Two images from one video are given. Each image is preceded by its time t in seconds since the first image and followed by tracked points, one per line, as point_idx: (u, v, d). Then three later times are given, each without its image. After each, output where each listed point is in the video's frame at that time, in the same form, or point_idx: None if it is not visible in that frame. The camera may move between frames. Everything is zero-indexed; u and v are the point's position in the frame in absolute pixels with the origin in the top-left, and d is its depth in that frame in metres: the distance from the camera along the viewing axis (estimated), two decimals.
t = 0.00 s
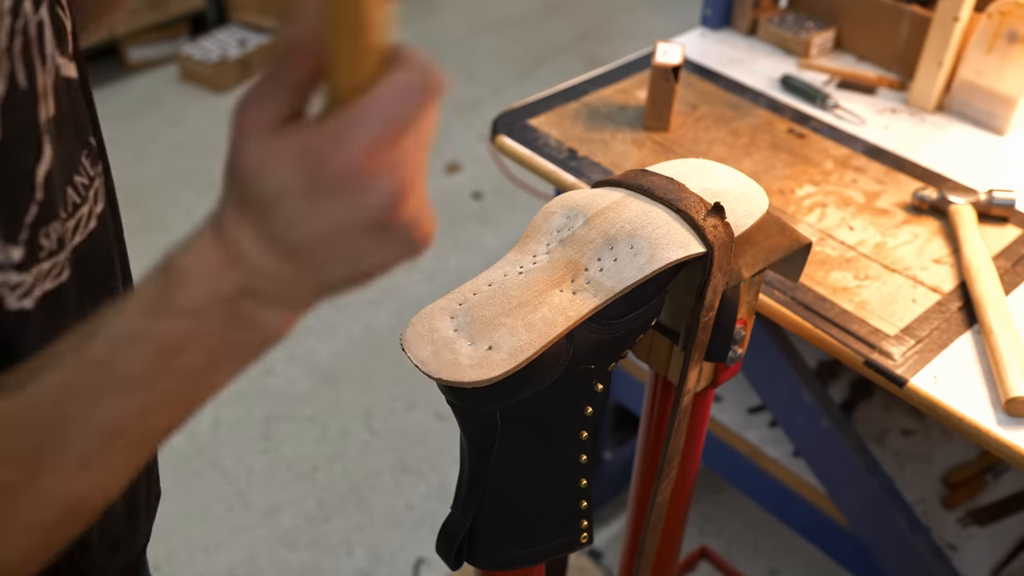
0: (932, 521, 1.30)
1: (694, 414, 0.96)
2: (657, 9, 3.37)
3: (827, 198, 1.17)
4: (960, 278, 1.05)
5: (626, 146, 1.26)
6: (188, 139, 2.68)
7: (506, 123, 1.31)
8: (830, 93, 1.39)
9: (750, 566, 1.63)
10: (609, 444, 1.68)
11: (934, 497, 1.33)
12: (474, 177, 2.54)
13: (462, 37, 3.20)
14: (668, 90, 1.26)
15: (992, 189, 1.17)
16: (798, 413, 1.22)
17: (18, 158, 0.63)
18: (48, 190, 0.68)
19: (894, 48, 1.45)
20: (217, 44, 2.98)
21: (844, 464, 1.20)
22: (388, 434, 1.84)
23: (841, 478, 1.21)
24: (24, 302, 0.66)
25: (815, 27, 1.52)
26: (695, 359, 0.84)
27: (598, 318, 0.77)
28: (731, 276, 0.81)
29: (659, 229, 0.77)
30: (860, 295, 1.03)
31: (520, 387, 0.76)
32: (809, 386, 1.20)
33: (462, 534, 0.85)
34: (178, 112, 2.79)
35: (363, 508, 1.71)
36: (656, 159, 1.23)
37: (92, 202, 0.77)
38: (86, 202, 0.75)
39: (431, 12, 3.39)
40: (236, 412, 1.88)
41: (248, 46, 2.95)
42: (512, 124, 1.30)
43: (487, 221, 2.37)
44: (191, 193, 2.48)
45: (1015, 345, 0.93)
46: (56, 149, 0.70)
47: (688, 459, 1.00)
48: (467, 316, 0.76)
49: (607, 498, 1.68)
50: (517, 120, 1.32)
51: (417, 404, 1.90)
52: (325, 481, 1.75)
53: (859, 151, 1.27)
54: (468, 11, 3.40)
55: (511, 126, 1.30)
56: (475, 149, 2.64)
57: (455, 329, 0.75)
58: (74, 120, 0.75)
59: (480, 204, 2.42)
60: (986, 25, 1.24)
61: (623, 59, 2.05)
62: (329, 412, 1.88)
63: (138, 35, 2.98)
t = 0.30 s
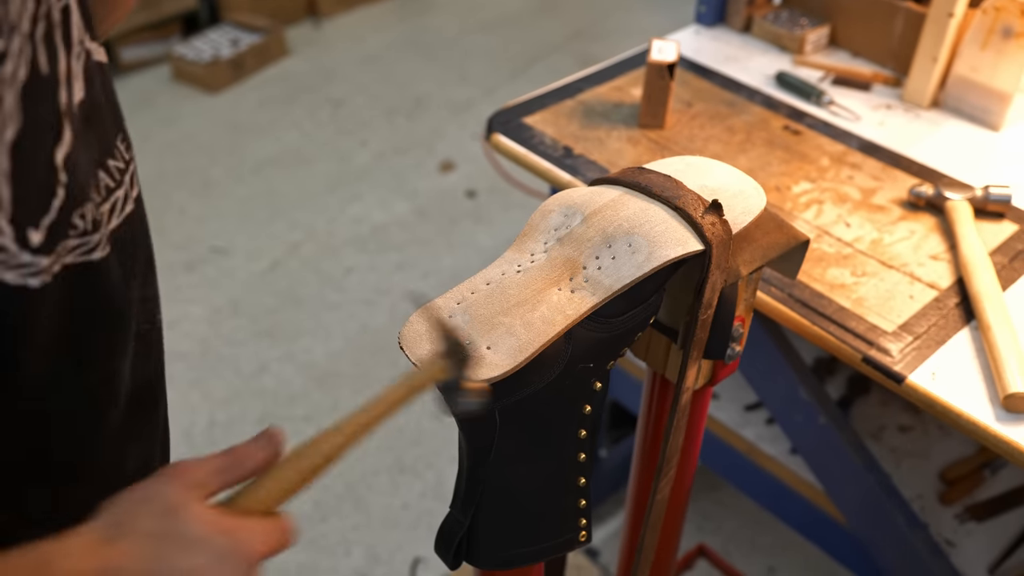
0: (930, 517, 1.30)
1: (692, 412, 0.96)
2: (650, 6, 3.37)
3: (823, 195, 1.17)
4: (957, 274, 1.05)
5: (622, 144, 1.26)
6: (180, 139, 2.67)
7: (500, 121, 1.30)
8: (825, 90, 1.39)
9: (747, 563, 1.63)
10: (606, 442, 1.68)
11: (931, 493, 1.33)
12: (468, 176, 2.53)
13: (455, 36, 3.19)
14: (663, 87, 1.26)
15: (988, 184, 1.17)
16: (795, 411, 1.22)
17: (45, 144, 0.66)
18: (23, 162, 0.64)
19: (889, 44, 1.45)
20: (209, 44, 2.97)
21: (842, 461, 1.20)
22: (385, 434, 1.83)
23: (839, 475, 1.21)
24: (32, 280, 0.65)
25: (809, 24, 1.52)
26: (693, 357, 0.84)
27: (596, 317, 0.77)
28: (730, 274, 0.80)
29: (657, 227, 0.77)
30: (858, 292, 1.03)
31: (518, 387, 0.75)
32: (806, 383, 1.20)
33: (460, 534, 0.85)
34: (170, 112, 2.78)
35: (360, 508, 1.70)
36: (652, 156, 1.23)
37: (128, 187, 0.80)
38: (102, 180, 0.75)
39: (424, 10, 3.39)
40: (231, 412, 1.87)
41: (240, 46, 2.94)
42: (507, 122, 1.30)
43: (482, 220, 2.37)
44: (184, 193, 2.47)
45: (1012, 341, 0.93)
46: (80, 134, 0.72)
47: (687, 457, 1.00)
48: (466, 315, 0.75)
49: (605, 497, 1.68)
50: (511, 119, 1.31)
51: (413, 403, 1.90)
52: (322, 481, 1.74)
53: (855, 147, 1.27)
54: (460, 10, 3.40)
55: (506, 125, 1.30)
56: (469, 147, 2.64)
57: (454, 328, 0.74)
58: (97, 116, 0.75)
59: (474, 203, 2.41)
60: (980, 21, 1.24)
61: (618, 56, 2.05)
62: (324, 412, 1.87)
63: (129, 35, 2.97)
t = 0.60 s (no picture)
0: (930, 514, 1.30)
1: (693, 409, 0.95)
2: (648, 4, 3.37)
3: (824, 192, 1.17)
4: (958, 271, 1.05)
5: (622, 141, 1.25)
6: (178, 137, 2.66)
7: (500, 119, 1.30)
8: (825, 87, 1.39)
9: (747, 560, 1.63)
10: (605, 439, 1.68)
11: (932, 490, 1.33)
12: (467, 174, 2.53)
13: (453, 33, 3.19)
14: (663, 85, 1.25)
15: (988, 181, 1.17)
16: (795, 407, 1.21)
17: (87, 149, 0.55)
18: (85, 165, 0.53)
19: (889, 41, 1.45)
20: (207, 42, 2.96)
21: (842, 458, 1.20)
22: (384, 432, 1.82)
23: (840, 473, 1.21)
24: (107, 295, 0.53)
25: (809, 20, 1.51)
26: (694, 355, 0.84)
27: (598, 314, 0.78)
28: (731, 272, 0.80)
29: (658, 224, 0.77)
30: (858, 289, 1.03)
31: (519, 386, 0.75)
32: (807, 379, 1.20)
33: (461, 533, 0.84)
34: (168, 110, 2.78)
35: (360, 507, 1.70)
36: (652, 154, 1.22)
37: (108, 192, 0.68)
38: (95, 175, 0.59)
39: (423, 8, 3.38)
40: (230, 411, 1.87)
41: (238, 44, 2.93)
42: (507, 120, 1.30)
43: (480, 218, 2.37)
44: (182, 192, 2.47)
45: (1014, 337, 0.93)
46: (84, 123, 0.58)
47: (688, 454, 1.00)
48: (467, 312, 0.75)
49: (605, 494, 1.68)
50: (511, 116, 1.31)
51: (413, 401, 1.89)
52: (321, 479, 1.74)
53: (855, 144, 1.27)
54: (459, 7, 3.39)
55: (506, 122, 1.29)
56: (468, 145, 2.64)
57: (455, 326, 0.74)
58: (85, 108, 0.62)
59: (473, 201, 2.41)
60: (981, 17, 1.24)
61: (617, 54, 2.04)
62: (324, 410, 1.86)
63: (127, 33, 2.96)
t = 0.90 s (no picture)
0: (927, 513, 1.30)
1: (690, 409, 0.95)
2: (645, 2, 3.37)
3: (820, 191, 1.17)
4: (954, 271, 1.05)
5: (619, 141, 1.25)
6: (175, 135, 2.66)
7: (497, 118, 1.30)
8: (822, 86, 1.39)
9: (744, 559, 1.64)
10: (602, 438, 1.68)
11: (928, 489, 1.33)
12: (463, 173, 2.53)
13: (450, 32, 3.18)
14: (660, 84, 1.25)
15: (984, 180, 1.17)
16: (792, 407, 1.22)
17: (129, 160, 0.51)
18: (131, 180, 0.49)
19: (886, 40, 1.44)
20: (204, 40, 2.96)
21: (839, 457, 1.20)
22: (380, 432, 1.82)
23: (837, 471, 1.21)
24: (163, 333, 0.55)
25: (806, 19, 1.51)
26: (690, 354, 0.84)
27: (593, 314, 0.79)
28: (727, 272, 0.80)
29: (655, 224, 0.77)
30: (855, 288, 1.03)
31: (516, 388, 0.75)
32: (803, 379, 1.20)
33: (458, 533, 0.83)
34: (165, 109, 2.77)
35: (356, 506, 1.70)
36: (649, 153, 1.22)
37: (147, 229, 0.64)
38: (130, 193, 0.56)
39: (420, 6, 3.38)
40: (227, 411, 1.86)
41: (234, 42, 2.93)
42: (504, 119, 1.30)
43: (477, 217, 2.37)
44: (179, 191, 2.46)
45: (1010, 337, 0.93)
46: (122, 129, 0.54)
47: (684, 453, 1.00)
48: (463, 312, 0.75)
49: (602, 493, 1.68)
50: (508, 115, 1.31)
51: (409, 400, 1.89)
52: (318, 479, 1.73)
53: (852, 143, 1.27)
54: (456, 5, 3.39)
55: (502, 121, 1.29)
56: (465, 144, 2.64)
57: (451, 326, 0.74)
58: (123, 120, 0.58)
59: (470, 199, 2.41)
60: (977, 16, 1.24)
61: (614, 52, 2.04)
62: (320, 410, 1.86)
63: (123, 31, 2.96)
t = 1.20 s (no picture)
0: (922, 513, 1.30)
1: (685, 410, 0.95)
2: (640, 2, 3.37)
3: (815, 192, 1.17)
4: (949, 271, 1.05)
5: (614, 141, 1.25)
6: (170, 134, 2.65)
7: (492, 118, 1.30)
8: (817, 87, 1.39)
9: (739, 559, 1.64)
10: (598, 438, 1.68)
11: (923, 489, 1.33)
12: (459, 172, 2.53)
13: (445, 31, 3.18)
14: (655, 84, 1.25)
15: (979, 181, 1.17)
16: (788, 407, 1.22)
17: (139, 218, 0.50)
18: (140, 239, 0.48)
19: (881, 41, 1.45)
20: (198, 40, 2.95)
21: (834, 457, 1.20)
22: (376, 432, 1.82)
23: (832, 471, 1.22)
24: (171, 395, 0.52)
25: (801, 20, 1.51)
26: (686, 355, 0.84)
27: (589, 315, 0.79)
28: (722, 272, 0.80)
29: (650, 225, 0.77)
30: (850, 288, 1.03)
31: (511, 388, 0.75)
32: (798, 379, 1.20)
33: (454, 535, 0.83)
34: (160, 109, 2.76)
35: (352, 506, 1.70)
36: (644, 153, 1.22)
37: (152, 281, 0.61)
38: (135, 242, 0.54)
39: (415, 6, 3.38)
40: (223, 411, 1.86)
41: (229, 42, 2.92)
42: (499, 119, 1.29)
43: (473, 216, 2.37)
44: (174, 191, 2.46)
45: (1004, 337, 0.93)
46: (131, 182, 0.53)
47: (680, 454, 1.00)
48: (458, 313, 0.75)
49: (598, 493, 1.68)
50: (504, 115, 1.31)
51: (405, 400, 1.88)
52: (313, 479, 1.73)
53: (846, 143, 1.27)
54: (452, 5, 3.39)
55: (498, 122, 1.29)
56: (460, 143, 2.64)
57: (447, 327, 0.75)
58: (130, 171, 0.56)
59: (465, 199, 2.41)
60: (971, 17, 1.24)
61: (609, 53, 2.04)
62: (316, 410, 1.86)
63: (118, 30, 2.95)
